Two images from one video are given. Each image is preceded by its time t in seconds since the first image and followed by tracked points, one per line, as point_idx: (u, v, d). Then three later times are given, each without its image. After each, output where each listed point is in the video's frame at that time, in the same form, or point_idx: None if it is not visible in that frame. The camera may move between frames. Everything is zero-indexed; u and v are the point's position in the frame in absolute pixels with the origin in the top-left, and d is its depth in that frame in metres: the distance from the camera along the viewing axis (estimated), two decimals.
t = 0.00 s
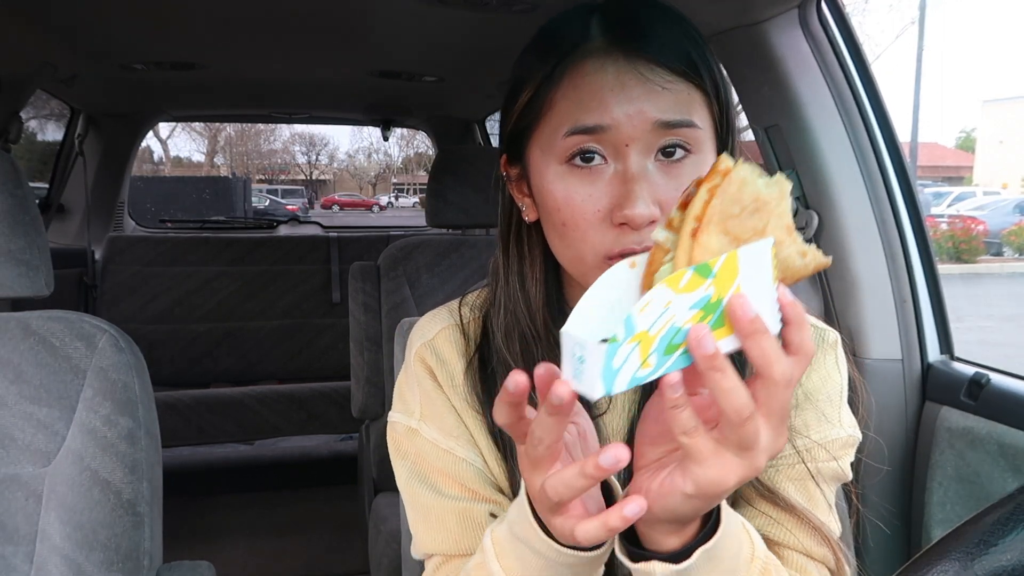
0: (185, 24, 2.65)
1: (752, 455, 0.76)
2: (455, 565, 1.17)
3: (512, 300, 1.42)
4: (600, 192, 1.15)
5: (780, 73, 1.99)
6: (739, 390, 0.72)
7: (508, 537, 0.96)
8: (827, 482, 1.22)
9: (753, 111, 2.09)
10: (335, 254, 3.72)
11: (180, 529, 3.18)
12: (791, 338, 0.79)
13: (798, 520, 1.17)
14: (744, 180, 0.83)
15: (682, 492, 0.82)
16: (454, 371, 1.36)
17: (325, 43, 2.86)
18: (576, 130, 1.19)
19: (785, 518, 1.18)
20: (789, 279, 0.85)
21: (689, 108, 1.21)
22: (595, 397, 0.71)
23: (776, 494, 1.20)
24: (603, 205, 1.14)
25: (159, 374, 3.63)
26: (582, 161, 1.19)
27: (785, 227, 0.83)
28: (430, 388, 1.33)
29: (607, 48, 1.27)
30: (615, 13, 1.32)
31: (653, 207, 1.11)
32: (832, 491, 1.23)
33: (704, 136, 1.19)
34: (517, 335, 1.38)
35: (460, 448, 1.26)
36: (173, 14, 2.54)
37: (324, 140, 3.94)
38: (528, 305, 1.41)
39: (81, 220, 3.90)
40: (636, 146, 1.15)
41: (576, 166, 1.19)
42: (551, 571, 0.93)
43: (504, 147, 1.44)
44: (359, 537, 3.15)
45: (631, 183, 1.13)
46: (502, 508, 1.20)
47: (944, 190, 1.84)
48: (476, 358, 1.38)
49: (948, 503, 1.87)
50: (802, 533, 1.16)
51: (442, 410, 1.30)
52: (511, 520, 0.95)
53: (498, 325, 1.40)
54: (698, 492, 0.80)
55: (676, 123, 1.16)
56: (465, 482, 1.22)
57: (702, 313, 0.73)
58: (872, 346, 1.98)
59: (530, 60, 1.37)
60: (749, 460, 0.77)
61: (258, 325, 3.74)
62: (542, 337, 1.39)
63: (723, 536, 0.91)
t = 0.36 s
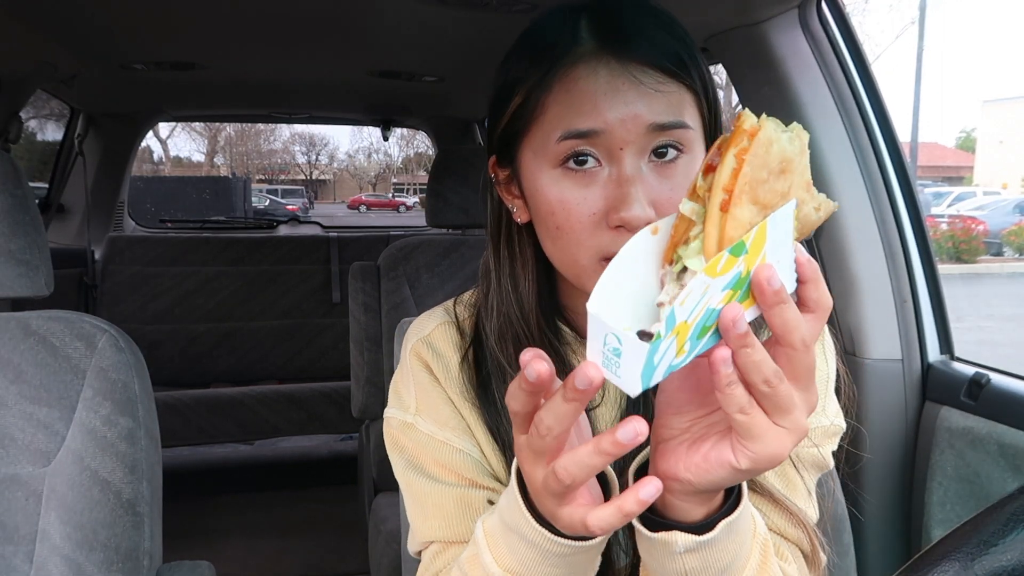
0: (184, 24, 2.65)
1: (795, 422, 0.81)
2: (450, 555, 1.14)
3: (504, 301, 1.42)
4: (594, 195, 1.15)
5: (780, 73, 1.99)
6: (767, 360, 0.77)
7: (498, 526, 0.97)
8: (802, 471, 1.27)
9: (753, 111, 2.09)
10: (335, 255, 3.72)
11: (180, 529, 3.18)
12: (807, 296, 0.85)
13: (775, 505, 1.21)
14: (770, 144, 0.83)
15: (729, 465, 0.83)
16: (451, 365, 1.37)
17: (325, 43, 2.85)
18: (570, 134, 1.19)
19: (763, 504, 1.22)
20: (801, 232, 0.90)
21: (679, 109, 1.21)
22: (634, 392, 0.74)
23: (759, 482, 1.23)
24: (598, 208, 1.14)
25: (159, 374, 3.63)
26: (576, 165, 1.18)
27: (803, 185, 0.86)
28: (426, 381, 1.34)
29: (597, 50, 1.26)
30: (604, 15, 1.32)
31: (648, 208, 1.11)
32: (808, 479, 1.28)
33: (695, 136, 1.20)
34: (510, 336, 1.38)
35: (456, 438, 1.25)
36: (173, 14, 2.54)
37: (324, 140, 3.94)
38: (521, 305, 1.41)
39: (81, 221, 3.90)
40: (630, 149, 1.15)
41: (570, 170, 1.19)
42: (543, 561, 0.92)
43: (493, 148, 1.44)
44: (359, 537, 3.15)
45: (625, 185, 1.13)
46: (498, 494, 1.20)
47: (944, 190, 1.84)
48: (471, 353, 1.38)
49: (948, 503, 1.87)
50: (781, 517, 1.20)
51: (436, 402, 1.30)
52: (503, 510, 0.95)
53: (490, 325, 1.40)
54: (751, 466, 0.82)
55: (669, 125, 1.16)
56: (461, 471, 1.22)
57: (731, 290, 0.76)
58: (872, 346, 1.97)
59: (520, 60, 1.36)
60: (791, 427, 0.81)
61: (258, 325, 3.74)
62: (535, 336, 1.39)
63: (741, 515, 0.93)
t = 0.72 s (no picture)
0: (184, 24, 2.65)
1: (813, 396, 0.82)
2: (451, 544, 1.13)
3: (499, 301, 1.43)
4: (582, 198, 1.15)
5: (781, 73, 1.99)
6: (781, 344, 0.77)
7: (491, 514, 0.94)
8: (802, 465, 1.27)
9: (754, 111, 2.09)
10: (335, 255, 3.72)
11: (180, 530, 3.18)
12: (800, 280, 0.87)
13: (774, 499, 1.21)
14: (757, 147, 0.85)
15: (754, 447, 0.84)
16: (450, 362, 1.38)
17: (325, 43, 2.85)
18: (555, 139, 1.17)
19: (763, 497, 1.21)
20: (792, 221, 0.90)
21: (662, 108, 1.20)
22: (663, 403, 0.72)
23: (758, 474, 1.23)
24: (585, 211, 1.14)
25: (159, 375, 3.63)
26: (563, 169, 1.18)
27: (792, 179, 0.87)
28: (425, 378, 1.34)
29: (579, 57, 1.25)
30: (589, 18, 1.31)
31: (635, 209, 1.11)
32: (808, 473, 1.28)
33: (680, 136, 1.19)
34: (506, 334, 1.38)
35: (456, 434, 1.25)
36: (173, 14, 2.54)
37: (324, 140, 3.94)
38: (515, 306, 1.42)
39: (82, 221, 3.90)
40: (616, 152, 1.14)
41: (557, 174, 1.18)
42: (544, 547, 0.89)
43: (483, 151, 1.44)
44: (359, 537, 3.15)
45: (611, 189, 1.12)
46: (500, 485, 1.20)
47: (944, 189, 1.84)
48: (470, 351, 1.39)
49: (948, 503, 1.87)
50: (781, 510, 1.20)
51: (435, 398, 1.30)
52: (497, 498, 0.92)
53: (486, 325, 1.40)
54: (779, 444, 0.83)
55: (654, 126, 1.15)
56: (461, 464, 1.21)
57: (737, 289, 0.75)
58: (872, 346, 1.98)
59: (508, 62, 1.36)
60: (812, 404, 0.82)
61: (258, 325, 3.74)
62: (530, 334, 1.39)
63: (759, 504, 0.96)
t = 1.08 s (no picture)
0: (184, 24, 2.65)
1: (800, 392, 0.81)
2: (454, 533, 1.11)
3: (501, 294, 1.43)
4: (577, 190, 1.15)
5: (780, 73, 2.00)
6: (763, 339, 0.76)
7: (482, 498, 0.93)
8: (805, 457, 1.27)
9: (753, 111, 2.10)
10: (336, 255, 3.72)
11: (180, 530, 3.18)
12: (780, 272, 0.82)
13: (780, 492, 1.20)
14: (710, 152, 0.80)
15: (742, 441, 0.85)
16: (456, 355, 1.38)
17: (326, 43, 2.85)
18: (551, 133, 1.19)
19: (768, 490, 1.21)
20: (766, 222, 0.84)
21: (657, 104, 1.21)
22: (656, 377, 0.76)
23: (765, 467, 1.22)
24: (580, 204, 1.15)
25: (159, 375, 3.63)
26: (558, 162, 1.18)
27: (758, 175, 0.81)
28: (430, 370, 1.34)
29: (576, 52, 1.25)
30: (587, 16, 1.31)
31: (630, 202, 1.11)
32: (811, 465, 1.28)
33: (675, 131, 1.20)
34: (510, 326, 1.39)
35: (462, 425, 1.25)
36: (173, 14, 2.54)
37: (324, 140, 3.94)
38: (518, 299, 1.43)
39: (82, 221, 3.91)
40: (610, 147, 1.15)
41: (552, 168, 1.19)
42: (540, 529, 0.88)
43: (484, 146, 1.44)
44: (359, 537, 3.15)
45: (605, 182, 1.13)
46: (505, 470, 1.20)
47: (944, 189, 1.85)
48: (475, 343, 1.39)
49: (948, 503, 1.87)
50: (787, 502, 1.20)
51: (438, 390, 1.30)
52: (488, 485, 0.91)
53: (491, 317, 1.41)
54: (761, 438, 0.84)
55: (647, 121, 1.16)
56: (468, 451, 1.21)
57: (709, 288, 0.74)
58: (872, 347, 1.98)
59: (508, 61, 1.36)
60: (802, 398, 0.82)
61: (258, 325, 3.74)
62: (534, 325, 1.40)
63: (760, 494, 0.96)
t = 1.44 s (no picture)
0: (184, 25, 2.65)
1: (802, 482, 0.87)
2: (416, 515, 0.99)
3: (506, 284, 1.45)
4: (589, 176, 1.14)
5: (780, 73, 2.00)
6: (763, 429, 0.81)
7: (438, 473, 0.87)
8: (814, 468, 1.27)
9: (754, 111, 2.10)
10: (336, 255, 3.73)
11: (180, 530, 3.18)
12: (811, 359, 0.88)
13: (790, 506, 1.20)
14: (746, 242, 0.92)
15: (738, 520, 0.92)
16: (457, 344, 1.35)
17: (325, 43, 2.85)
18: (565, 119, 1.17)
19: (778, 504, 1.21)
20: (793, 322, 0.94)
21: (670, 97, 1.21)
22: (604, 450, 0.80)
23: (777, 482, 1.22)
24: (591, 190, 1.13)
25: (159, 375, 3.63)
26: (571, 150, 1.17)
27: (788, 280, 0.91)
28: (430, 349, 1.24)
29: (596, 42, 1.26)
30: (601, 10, 1.32)
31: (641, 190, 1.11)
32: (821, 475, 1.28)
33: (686, 124, 1.21)
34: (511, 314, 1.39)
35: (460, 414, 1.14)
36: (173, 14, 2.54)
37: (324, 140, 3.94)
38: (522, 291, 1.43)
39: (81, 221, 3.91)
40: (624, 135, 1.15)
41: (565, 155, 1.17)
42: (455, 472, 0.86)
43: (494, 136, 1.43)
44: (359, 537, 3.15)
45: (618, 169, 1.13)
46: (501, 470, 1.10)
47: (944, 189, 1.85)
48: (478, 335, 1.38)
49: (948, 503, 1.87)
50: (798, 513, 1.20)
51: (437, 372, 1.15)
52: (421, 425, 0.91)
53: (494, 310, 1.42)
54: (753, 519, 0.90)
55: (660, 112, 1.17)
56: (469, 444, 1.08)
57: (709, 369, 0.81)
58: (872, 346, 1.98)
59: (518, 57, 1.37)
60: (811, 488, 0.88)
61: (258, 325, 3.74)
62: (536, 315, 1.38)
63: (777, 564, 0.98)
